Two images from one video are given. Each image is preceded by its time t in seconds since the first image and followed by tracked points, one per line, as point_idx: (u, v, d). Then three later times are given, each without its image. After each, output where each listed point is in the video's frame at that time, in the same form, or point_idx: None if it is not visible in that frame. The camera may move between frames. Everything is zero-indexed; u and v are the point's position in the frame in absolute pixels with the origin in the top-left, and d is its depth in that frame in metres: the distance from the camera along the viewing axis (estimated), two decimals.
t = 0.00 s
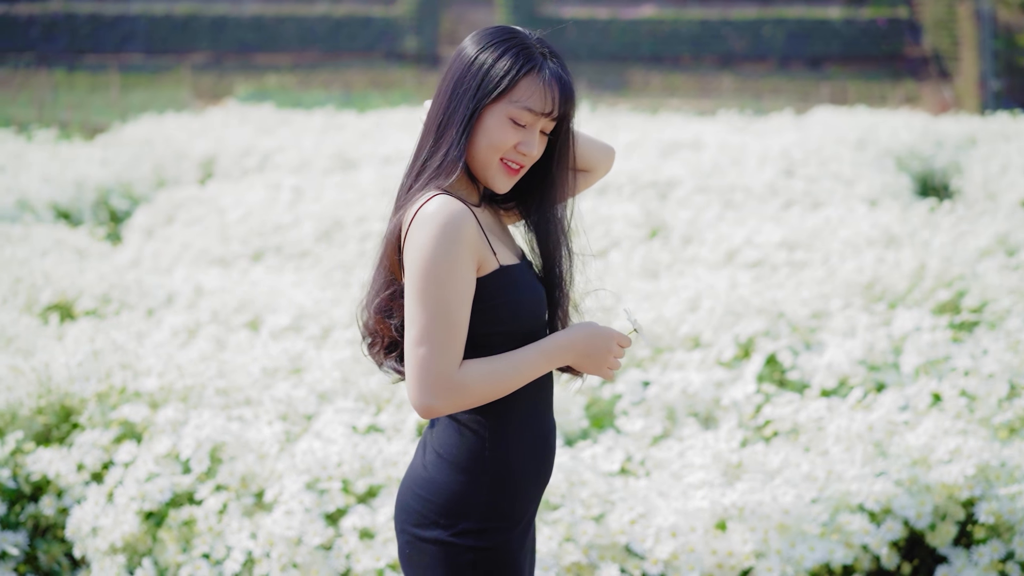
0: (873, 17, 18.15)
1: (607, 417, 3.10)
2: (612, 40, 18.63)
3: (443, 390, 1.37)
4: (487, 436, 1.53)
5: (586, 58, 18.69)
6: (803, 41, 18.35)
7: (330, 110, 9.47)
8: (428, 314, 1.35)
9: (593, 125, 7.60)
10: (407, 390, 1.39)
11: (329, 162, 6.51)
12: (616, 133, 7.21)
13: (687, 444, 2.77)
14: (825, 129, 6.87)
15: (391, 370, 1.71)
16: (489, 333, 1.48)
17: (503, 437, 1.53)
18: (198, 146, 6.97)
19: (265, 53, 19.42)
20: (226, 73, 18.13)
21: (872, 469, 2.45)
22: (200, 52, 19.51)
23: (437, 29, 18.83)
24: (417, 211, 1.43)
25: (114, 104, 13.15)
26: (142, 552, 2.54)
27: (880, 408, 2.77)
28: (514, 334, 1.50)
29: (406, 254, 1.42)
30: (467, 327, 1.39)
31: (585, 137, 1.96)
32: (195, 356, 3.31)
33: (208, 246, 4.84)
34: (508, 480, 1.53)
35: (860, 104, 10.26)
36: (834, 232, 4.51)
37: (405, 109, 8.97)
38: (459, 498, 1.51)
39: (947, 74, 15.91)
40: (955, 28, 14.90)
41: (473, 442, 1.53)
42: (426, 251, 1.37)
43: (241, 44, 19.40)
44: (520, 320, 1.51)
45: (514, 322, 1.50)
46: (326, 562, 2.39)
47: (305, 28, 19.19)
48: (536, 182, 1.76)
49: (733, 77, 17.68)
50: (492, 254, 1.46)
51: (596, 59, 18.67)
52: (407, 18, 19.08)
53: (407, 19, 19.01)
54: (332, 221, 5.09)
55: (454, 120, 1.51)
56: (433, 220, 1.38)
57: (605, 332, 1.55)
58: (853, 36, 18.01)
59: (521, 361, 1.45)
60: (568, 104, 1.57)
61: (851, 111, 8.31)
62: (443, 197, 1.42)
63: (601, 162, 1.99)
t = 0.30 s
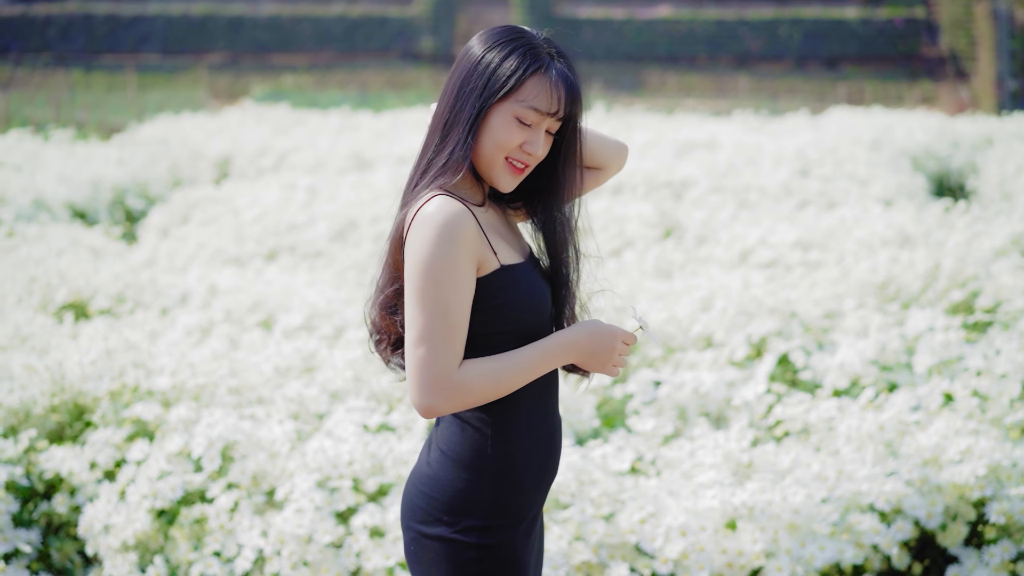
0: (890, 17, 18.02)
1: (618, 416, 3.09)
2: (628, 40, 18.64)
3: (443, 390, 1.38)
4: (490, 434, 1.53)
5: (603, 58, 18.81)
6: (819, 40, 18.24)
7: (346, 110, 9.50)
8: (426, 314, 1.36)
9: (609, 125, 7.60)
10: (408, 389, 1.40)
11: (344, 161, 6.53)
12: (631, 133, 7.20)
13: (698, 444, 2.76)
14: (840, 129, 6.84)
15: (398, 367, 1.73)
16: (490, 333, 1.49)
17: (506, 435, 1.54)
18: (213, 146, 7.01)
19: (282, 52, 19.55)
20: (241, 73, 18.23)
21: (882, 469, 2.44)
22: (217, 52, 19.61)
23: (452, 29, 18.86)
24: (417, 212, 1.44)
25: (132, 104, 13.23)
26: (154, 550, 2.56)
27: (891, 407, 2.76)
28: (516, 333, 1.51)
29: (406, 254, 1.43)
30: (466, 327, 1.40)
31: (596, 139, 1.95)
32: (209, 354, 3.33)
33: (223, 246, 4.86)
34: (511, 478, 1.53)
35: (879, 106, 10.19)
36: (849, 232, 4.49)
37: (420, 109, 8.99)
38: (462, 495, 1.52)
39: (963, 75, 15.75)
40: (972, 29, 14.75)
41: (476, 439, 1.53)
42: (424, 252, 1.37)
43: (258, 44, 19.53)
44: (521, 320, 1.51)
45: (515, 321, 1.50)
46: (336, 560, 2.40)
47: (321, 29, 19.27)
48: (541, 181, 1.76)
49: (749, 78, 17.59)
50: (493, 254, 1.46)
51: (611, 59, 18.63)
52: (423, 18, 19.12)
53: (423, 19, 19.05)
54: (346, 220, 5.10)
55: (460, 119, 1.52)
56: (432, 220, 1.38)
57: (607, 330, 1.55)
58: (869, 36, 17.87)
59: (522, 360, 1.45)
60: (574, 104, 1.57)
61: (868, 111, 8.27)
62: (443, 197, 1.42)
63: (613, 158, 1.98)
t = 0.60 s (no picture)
0: (904, 16, 17.90)
1: (627, 416, 3.10)
2: (642, 40, 18.61)
3: (439, 389, 1.39)
4: (488, 431, 1.54)
5: (617, 58, 18.78)
6: (832, 41, 18.15)
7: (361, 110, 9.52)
8: (422, 314, 1.38)
9: (621, 124, 7.60)
10: (405, 389, 1.42)
11: (357, 161, 6.54)
12: (643, 134, 7.20)
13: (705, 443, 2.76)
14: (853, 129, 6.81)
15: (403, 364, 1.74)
16: (488, 332, 1.50)
17: (504, 433, 1.54)
18: (226, 146, 7.04)
19: (296, 54, 19.53)
20: (254, 73, 18.30)
21: (890, 468, 2.43)
22: (232, 53, 19.59)
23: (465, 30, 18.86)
24: (414, 211, 1.45)
25: (147, 104, 13.29)
26: (163, 547, 2.58)
27: (899, 407, 2.75)
28: (513, 333, 1.51)
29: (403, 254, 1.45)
30: (462, 326, 1.40)
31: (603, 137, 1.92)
32: (220, 352, 3.35)
33: (235, 245, 4.88)
34: (509, 476, 1.53)
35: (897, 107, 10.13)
36: (860, 233, 4.47)
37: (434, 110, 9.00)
38: (460, 493, 1.53)
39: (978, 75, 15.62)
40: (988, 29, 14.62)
41: (475, 437, 1.54)
42: (420, 251, 1.39)
43: (272, 45, 19.49)
44: (518, 318, 1.51)
45: (513, 320, 1.51)
46: (344, 558, 2.41)
47: (335, 29, 19.29)
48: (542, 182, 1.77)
49: (764, 78, 17.51)
50: (489, 254, 1.47)
51: (625, 60, 18.59)
52: (437, 18, 19.14)
53: (437, 20, 19.07)
54: (357, 220, 5.11)
55: (462, 117, 1.52)
56: (427, 221, 1.40)
57: (606, 327, 1.54)
58: (884, 36, 17.76)
59: (519, 359, 1.45)
60: (576, 103, 1.57)
61: (884, 112, 8.23)
62: (439, 197, 1.43)
63: (624, 160, 1.95)
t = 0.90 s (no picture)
0: (916, 16, 17.82)
1: (634, 416, 3.10)
2: (653, 41, 18.59)
3: (426, 389, 1.40)
4: (482, 430, 1.55)
5: (628, 58, 18.76)
6: (844, 41, 18.09)
7: (372, 110, 9.54)
8: (408, 314, 1.39)
9: (632, 124, 7.60)
10: (395, 389, 1.43)
11: (367, 161, 6.56)
12: (654, 134, 7.19)
13: (711, 443, 2.76)
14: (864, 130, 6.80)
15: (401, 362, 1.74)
16: (480, 332, 1.50)
17: (498, 432, 1.55)
18: (236, 146, 7.06)
19: (307, 54, 19.56)
20: (266, 73, 18.35)
21: (896, 468, 2.43)
22: (244, 53, 19.65)
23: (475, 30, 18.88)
24: (405, 213, 1.47)
25: (161, 105, 13.34)
26: (170, 546, 2.59)
27: (906, 407, 2.74)
28: (506, 332, 1.52)
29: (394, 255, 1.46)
30: (450, 327, 1.41)
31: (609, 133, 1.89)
32: (229, 352, 3.37)
33: (245, 245, 4.90)
34: (504, 475, 1.54)
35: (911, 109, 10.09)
36: (870, 233, 4.46)
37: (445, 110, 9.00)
38: (455, 491, 1.54)
39: (991, 76, 15.54)
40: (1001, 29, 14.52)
41: (469, 436, 1.55)
42: (407, 252, 1.40)
43: (284, 46, 19.56)
44: (510, 318, 1.51)
45: (504, 320, 1.51)
46: (350, 557, 2.42)
47: (347, 29, 19.32)
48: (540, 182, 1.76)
49: (776, 79, 17.44)
50: (479, 255, 1.48)
51: (635, 60, 18.57)
52: (448, 19, 19.16)
53: (448, 20, 19.09)
54: (366, 220, 5.12)
55: (459, 115, 1.53)
56: (414, 221, 1.41)
57: (600, 327, 1.53)
58: (895, 36, 17.68)
59: (510, 360, 1.45)
60: (575, 102, 1.57)
61: (897, 112, 8.20)
62: (429, 198, 1.45)
63: (633, 172, 1.89)
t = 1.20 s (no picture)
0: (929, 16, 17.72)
1: (641, 415, 3.10)
2: (664, 41, 18.56)
3: (410, 389, 1.41)
4: (474, 428, 1.55)
5: (639, 58, 18.75)
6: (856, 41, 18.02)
7: (384, 110, 9.56)
8: (391, 315, 1.40)
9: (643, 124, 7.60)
10: (382, 389, 1.45)
11: (378, 161, 6.58)
12: (665, 134, 7.19)
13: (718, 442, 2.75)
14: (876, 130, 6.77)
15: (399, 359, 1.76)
16: (468, 331, 1.51)
17: (490, 430, 1.55)
18: (246, 146, 7.09)
19: (318, 55, 19.61)
20: (277, 73, 18.40)
21: (903, 469, 2.42)
22: (256, 53, 19.72)
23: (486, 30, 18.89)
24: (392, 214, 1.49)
25: (175, 105, 13.40)
26: (178, 544, 2.61)
27: (914, 407, 2.74)
28: (495, 331, 1.52)
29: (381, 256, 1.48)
30: (434, 327, 1.42)
31: (641, 134, 1.80)
32: (238, 352, 3.38)
33: (256, 245, 4.91)
34: (496, 473, 1.54)
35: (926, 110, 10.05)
36: (880, 234, 4.45)
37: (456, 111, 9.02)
38: (447, 488, 1.56)
39: (1004, 76, 15.47)
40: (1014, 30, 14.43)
41: (462, 434, 1.56)
42: (390, 254, 1.42)
43: (296, 47, 19.62)
44: (498, 318, 1.52)
45: (492, 320, 1.51)
46: (357, 556, 2.42)
47: (359, 29, 19.35)
48: (538, 183, 1.73)
49: (788, 79, 17.38)
50: (465, 255, 1.48)
51: (647, 60, 18.55)
52: (459, 19, 19.16)
53: (459, 20, 19.10)
54: (376, 220, 5.13)
55: (455, 112, 1.53)
56: (398, 223, 1.43)
57: (590, 327, 1.52)
58: (907, 37, 17.60)
59: (495, 360, 1.45)
60: (572, 100, 1.57)
61: (910, 112, 8.17)
62: (416, 199, 1.46)
63: (645, 187, 1.79)
